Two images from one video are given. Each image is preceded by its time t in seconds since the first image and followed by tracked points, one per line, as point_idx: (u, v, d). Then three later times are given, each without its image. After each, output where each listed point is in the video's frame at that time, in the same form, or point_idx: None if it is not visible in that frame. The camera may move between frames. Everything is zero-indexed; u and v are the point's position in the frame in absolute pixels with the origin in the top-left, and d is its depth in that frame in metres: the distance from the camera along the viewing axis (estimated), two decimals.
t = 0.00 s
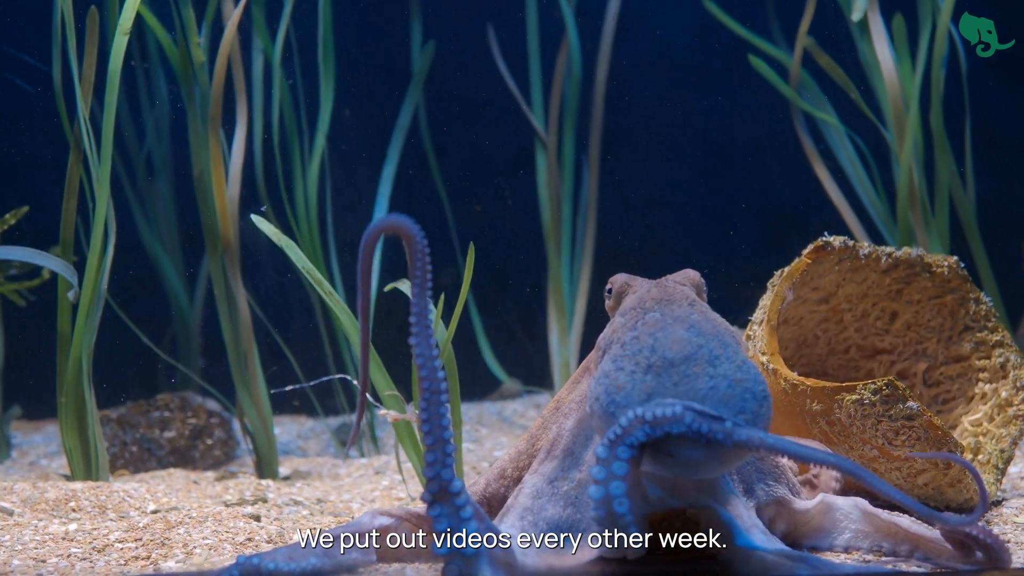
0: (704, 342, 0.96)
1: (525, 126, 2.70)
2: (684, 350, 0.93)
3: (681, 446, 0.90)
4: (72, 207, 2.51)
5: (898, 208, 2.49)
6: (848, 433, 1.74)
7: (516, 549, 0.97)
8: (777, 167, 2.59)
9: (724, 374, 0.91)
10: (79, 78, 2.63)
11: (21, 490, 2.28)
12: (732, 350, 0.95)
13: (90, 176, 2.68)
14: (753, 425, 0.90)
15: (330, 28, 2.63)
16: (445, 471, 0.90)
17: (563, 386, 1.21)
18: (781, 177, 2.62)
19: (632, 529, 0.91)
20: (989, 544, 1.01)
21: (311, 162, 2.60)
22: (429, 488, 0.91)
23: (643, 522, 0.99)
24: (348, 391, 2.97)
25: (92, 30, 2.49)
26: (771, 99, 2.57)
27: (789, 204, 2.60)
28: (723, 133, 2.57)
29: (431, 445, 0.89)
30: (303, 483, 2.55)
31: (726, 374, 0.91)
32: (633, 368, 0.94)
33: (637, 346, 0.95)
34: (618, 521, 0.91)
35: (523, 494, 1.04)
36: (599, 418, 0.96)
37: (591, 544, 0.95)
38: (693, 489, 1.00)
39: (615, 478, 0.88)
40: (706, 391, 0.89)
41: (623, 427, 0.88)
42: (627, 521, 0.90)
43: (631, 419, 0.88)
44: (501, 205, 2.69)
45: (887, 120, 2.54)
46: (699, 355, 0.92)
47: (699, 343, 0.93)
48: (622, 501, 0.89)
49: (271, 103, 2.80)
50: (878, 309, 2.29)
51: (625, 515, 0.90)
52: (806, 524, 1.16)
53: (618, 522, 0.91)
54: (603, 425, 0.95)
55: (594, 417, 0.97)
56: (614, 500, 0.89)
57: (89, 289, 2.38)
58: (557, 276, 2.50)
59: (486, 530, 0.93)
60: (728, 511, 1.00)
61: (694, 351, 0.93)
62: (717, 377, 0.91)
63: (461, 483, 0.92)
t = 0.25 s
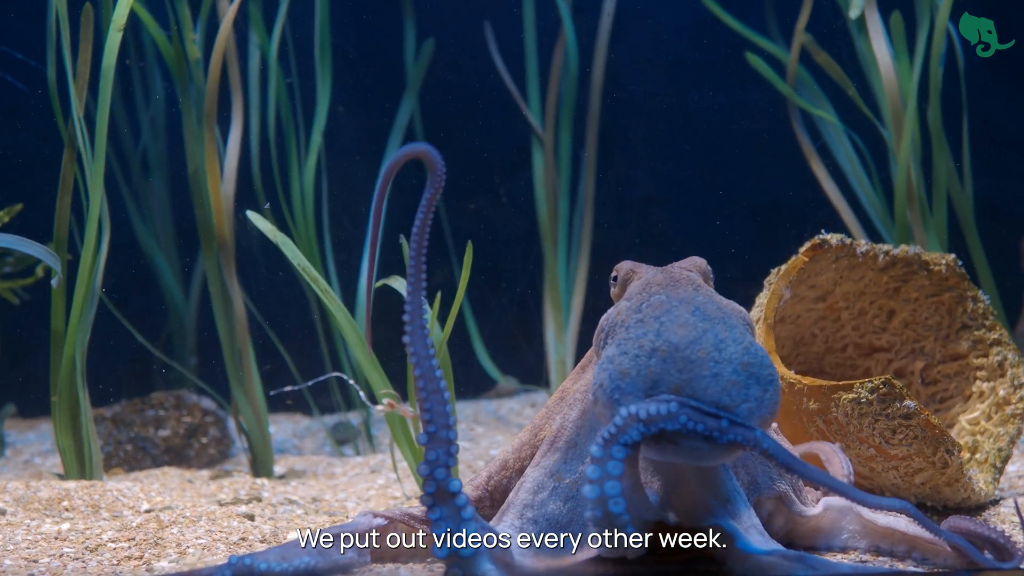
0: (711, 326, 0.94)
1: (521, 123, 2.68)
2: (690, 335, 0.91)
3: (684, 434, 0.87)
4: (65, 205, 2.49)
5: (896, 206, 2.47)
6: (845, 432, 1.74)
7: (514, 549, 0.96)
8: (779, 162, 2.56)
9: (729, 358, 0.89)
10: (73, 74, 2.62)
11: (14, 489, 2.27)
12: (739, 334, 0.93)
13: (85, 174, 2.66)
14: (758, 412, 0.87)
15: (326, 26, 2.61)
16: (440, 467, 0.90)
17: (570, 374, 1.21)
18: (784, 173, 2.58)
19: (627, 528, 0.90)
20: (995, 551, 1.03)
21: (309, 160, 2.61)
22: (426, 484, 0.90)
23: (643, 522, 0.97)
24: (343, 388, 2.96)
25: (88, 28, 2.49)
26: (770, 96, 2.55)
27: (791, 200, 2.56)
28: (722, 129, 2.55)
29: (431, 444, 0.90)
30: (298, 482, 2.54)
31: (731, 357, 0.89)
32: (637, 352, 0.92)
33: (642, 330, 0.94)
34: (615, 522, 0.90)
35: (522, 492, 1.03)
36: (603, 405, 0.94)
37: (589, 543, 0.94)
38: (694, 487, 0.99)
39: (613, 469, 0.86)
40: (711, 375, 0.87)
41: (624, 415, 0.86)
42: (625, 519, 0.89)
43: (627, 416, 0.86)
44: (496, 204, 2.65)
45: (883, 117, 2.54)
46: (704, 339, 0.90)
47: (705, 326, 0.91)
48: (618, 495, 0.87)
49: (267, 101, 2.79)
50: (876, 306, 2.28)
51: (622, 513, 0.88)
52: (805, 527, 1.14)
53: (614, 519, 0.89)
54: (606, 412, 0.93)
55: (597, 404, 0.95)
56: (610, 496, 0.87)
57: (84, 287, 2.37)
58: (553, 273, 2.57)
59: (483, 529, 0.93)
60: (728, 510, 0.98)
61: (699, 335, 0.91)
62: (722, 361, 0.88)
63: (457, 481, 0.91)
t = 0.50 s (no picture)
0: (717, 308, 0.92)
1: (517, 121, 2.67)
2: (696, 320, 0.89)
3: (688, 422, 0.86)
4: (58, 204, 2.47)
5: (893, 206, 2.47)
6: (842, 433, 1.74)
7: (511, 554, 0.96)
8: (775, 161, 2.56)
9: (737, 342, 0.87)
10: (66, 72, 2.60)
11: (6, 489, 2.25)
12: (747, 317, 0.91)
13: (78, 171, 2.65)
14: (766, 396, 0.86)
15: (322, 24, 2.60)
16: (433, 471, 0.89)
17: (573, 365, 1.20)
18: (781, 170, 2.55)
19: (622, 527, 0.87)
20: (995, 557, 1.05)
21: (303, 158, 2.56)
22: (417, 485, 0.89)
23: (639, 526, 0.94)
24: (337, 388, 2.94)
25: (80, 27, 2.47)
26: (767, 94, 2.54)
27: (782, 201, 2.57)
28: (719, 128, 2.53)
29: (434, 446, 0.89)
30: (292, 482, 2.53)
31: (738, 342, 0.87)
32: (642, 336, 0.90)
33: (647, 313, 0.92)
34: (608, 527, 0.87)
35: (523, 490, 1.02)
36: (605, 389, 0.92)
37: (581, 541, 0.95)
38: (697, 479, 0.98)
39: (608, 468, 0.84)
40: (717, 361, 0.86)
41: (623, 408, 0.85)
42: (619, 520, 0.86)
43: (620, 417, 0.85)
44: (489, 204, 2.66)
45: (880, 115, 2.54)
46: (711, 321, 0.89)
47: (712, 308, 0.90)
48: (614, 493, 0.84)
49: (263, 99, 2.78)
50: (873, 306, 2.26)
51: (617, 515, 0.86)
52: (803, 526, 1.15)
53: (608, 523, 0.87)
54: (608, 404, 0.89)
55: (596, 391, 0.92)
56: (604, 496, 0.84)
57: (75, 287, 2.36)
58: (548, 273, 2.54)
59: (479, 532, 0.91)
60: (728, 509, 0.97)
61: (706, 318, 0.89)
62: (729, 346, 0.87)
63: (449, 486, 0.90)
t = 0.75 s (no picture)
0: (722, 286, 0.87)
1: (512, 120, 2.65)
2: (699, 299, 0.85)
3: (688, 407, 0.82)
4: (49, 203, 2.46)
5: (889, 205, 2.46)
6: (836, 434, 1.73)
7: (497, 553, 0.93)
8: (771, 159, 2.52)
9: (741, 322, 0.83)
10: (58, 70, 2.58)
11: None
12: (753, 295, 0.86)
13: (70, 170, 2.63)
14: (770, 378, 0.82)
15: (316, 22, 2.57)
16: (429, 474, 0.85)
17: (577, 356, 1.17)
18: (775, 170, 2.55)
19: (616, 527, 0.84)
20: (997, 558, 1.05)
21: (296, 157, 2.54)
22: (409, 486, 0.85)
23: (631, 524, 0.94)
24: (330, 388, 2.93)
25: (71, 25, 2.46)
26: (762, 93, 2.52)
27: (775, 201, 2.58)
28: (712, 126, 2.52)
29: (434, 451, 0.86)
30: (284, 483, 2.52)
31: (743, 321, 0.83)
32: (642, 316, 0.86)
33: (648, 291, 0.87)
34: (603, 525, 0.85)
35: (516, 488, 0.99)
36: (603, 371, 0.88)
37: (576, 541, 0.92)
38: (698, 466, 0.96)
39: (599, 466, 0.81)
40: (719, 342, 0.82)
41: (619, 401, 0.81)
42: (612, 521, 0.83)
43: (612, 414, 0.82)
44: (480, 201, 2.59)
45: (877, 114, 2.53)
46: (714, 300, 0.84)
47: (716, 286, 0.85)
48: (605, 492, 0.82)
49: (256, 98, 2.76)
50: (868, 306, 2.23)
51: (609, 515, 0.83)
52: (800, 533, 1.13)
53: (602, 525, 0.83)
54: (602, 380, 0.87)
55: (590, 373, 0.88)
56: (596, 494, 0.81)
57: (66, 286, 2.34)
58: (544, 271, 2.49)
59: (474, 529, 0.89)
60: (728, 504, 0.94)
61: (709, 297, 0.85)
62: (732, 325, 0.82)
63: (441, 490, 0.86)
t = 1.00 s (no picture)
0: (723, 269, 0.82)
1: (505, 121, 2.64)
2: (699, 282, 0.79)
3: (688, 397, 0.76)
4: (38, 203, 2.43)
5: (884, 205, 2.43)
6: (831, 437, 1.70)
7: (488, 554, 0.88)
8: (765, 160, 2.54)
9: (743, 305, 0.78)
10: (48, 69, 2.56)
11: None
12: (755, 278, 0.81)
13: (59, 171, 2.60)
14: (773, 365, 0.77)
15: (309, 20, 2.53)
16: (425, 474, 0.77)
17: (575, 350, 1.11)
18: (763, 175, 2.57)
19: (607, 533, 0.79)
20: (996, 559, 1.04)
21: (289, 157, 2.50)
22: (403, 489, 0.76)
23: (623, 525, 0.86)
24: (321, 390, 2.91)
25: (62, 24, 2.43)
26: (757, 93, 2.51)
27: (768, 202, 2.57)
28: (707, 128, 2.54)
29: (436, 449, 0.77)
30: (276, 486, 2.50)
31: (745, 304, 0.77)
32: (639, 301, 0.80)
33: (646, 275, 0.81)
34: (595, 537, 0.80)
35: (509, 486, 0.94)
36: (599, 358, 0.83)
37: (574, 543, 0.87)
38: (701, 465, 0.90)
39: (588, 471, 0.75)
40: (720, 326, 0.76)
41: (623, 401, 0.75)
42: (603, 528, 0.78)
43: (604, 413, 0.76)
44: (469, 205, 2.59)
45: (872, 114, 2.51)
46: (715, 283, 0.79)
47: (717, 268, 0.80)
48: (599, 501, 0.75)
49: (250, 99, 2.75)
50: (863, 308, 2.19)
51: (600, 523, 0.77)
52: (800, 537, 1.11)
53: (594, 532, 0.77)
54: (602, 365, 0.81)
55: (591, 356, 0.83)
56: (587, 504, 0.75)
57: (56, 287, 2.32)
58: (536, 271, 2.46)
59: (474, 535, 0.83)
60: (729, 504, 0.89)
61: (710, 280, 0.79)
62: (734, 309, 0.77)
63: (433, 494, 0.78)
